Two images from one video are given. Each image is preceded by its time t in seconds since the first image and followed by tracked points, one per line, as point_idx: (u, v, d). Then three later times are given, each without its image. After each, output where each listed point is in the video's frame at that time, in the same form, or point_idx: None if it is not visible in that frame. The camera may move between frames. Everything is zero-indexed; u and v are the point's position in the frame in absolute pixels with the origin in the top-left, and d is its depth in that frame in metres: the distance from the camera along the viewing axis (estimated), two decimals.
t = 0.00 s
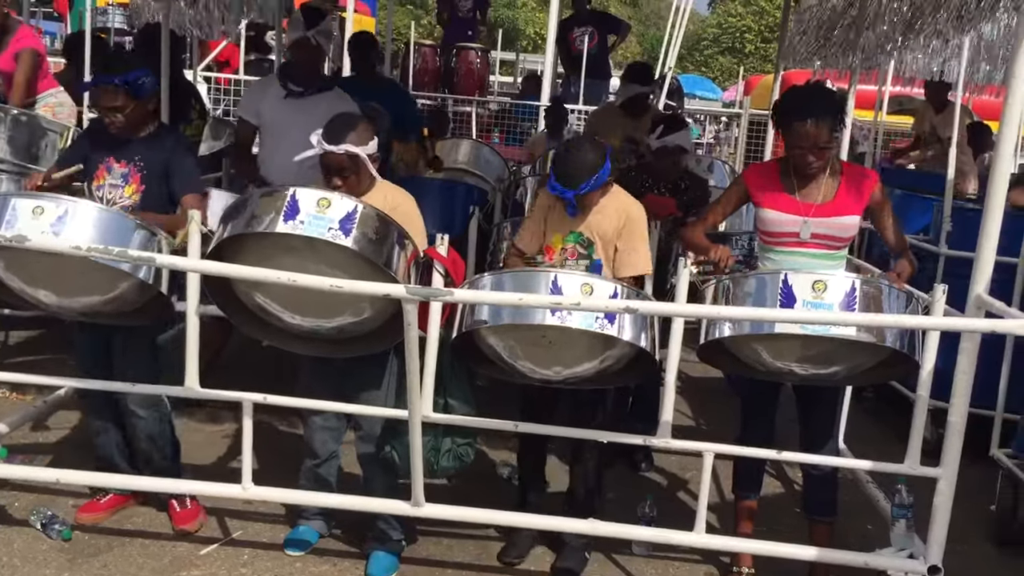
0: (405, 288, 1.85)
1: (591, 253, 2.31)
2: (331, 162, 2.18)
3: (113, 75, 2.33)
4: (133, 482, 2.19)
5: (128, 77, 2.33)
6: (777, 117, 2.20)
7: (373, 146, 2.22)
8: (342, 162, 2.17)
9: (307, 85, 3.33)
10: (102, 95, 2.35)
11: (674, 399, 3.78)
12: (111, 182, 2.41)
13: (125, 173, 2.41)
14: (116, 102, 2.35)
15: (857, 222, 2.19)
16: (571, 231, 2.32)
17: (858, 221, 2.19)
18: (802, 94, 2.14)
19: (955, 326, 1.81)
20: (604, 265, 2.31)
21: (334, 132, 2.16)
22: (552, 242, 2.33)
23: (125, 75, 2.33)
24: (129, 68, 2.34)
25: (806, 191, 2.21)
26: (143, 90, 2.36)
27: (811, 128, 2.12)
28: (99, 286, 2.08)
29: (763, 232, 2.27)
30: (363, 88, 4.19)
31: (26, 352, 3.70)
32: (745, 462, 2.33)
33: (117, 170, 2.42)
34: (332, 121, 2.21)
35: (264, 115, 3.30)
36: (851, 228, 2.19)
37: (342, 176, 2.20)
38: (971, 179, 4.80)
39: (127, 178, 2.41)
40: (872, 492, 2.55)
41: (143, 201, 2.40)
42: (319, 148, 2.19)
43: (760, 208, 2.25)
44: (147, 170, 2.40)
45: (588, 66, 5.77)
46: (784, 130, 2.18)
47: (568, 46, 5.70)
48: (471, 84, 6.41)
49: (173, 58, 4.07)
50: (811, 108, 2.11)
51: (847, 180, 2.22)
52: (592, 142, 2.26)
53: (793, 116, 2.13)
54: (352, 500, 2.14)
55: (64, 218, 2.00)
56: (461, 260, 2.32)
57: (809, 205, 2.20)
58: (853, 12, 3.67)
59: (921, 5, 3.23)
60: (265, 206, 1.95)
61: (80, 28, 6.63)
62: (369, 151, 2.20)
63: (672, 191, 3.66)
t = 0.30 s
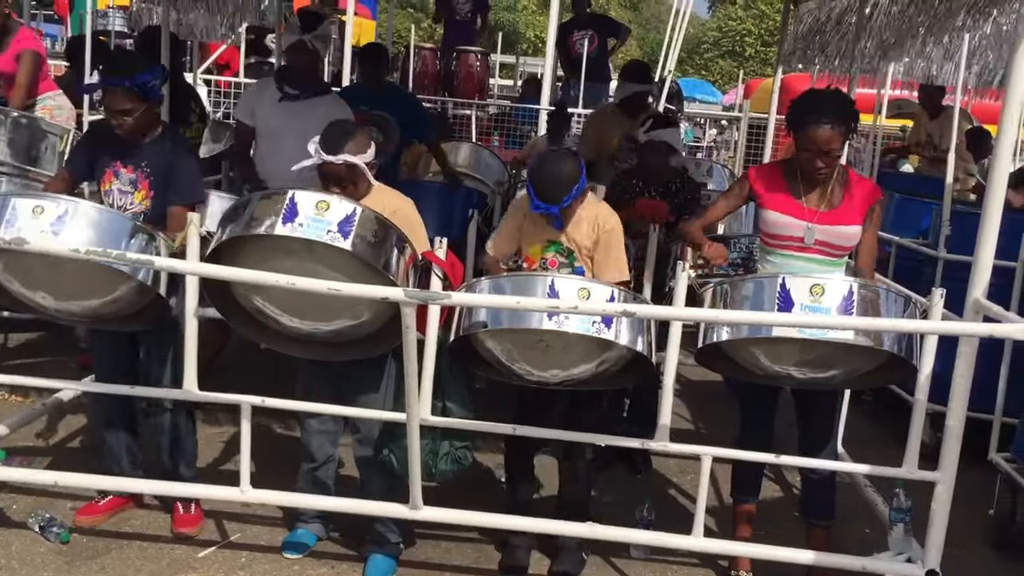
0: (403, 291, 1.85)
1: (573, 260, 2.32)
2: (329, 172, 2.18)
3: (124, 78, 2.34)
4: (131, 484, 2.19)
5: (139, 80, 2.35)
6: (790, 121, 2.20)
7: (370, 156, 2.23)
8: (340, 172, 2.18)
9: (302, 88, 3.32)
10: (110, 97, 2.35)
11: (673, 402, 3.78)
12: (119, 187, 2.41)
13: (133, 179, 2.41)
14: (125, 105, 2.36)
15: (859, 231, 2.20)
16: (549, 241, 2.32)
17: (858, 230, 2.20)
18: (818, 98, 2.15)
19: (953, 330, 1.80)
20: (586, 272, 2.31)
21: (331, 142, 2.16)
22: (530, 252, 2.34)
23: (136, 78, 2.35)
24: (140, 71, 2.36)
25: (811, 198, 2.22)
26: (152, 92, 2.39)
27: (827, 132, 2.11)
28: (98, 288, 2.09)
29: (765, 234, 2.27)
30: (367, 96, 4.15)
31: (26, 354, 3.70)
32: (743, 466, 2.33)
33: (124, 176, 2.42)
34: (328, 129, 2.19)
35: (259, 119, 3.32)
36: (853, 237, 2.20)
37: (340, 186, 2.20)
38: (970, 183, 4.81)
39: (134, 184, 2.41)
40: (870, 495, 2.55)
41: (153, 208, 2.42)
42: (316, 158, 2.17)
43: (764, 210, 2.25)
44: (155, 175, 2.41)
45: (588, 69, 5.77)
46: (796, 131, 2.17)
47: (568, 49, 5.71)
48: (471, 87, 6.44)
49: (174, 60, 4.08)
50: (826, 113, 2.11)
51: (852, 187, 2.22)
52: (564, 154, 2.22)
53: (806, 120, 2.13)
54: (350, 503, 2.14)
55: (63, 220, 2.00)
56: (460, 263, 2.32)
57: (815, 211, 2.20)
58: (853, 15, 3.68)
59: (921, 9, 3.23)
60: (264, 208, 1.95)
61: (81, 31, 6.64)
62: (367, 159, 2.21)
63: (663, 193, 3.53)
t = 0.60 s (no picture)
0: (398, 292, 1.85)
1: (572, 250, 2.32)
2: (330, 169, 2.18)
3: (135, 85, 2.33)
4: (126, 484, 2.19)
5: (150, 87, 2.34)
6: (785, 122, 2.20)
7: (370, 154, 2.22)
8: (341, 170, 2.18)
9: (277, 85, 3.34)
10: (120, 104, 2.35)
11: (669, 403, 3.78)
12: (136, 191, 2.43)
13: (149, 181, 2.43)
14: (135, 111, 2.35)
15: (850, 228, 2.20)
16: (541, 235, 2.33)
17: (850, 227, 2.20)
18: (816, 101, 2.14)
19: (948, 332, 1.81)
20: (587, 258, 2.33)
21: (332, 140, 2.16)
22: (528, 251, 2.33)
23: (146, 85, 2.34)
24: (150, 77, 2.35)
25: (802, 199, 2.21)
26: (162, 97, 2.38)
27: (820, 135, 2.12)
28: (93, 289, 2.08)
29: (757, 237, 2.27)
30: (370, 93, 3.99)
31: (22, 354, 3.70)
32: (738, 467, 2.34)
33: (139, 179, 2.44)
34: (326, 127, 2.20)
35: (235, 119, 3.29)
36: (845, 234, 2.20)
37: (340, 183, 2.20)
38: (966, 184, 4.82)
39: (151, 185, 2.43)
40: (865, 497, 2.55)
41: (171, 206, 2.43)
42: (316, 155, 2.17)
43: (755, 213, 2.25)
44: (171, 175, 2.43)
45: (586, 70, 5.77)
46: (790, 131, 2.16)
47: (566, 50, 5.72)
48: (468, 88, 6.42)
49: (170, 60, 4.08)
50: (824, 116, 2.11)
51: (842, 187, 2.22)
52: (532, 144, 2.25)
53: (799, 123, 2.13)
54: (345, 504, 2.13)
55: (58, 221, 1.99)
56: (455, 263, 2.32)
57: (805, 211, 2.20)
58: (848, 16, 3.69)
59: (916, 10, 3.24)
60: (259, 209, 1.95)
61: (79, 31, 6.64)
62: (367, 157, 2.21)
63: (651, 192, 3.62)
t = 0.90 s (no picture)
0: (391, 291, 1.85)
1: (579, 251, 2.33)
2: (319, 168, 2.17)
3: (104, 74, 2.34)
4: (117, 484, 2.18)
5: (120, 75, 2.35)
6: (772, 123, 2.20)
7: (358, 154, 2.23)
8: (330, 169, 2.17)
9: (254, 82, 3.35)
10: (95, 93, 2.36)
11: (663, 403, 3.78)
12: (107, 184, 2.42)
13: (120, 174, 2.42)
14: (109, 100, 2.36)
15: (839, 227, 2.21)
16: (553, 231, 2.33)
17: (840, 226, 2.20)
18: (804, 102, 2.14)
19: (941, 331, 1.81)
20: (591, 263, 2.34)
21: (322, 139, 2.15)
22: (535, 245, 2.33)
23: (116, 73, 2.35)
24: (123, 67, 2.34)
25: (790, 200, 2.22)
26: (135, 86, 2.38)
27: (806, 138, 2.13)
28: (84, 288, 2.08)
29: (747, 241, 2.28)
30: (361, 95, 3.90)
31: (15, 354, 3.69)
32: (731, 467, 2.34)
33: (112, 171, 2.42)
34: (316, 125, 2.19)
35: (217, 120, 3.37)
36: (835, 233, 2.21)
37: (329, 182, 2.19)
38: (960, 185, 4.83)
39: (123, 179, 2.42)
40: (858, 497, 2.56)
41: (140, 201, 2.42)
42: (306, 154, 2.16)
43: (744, 218, 2.25)
44: (143, 170, 2.42)
45: (580, 70, 5.78)
46: (776, 136, 2.18)
47: (560, 50, 5.72)
48: (462, 88, 6.44)
49: (164, 59, 4.07)
50: (812, 119, 2.11)
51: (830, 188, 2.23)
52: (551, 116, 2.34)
53: (786, 126, 2.13)
54: (338, 504, 2.13)
55: (49, 221, 1.99)
56: (448, 262, 2.32)
57: (793, 213, 2.21)
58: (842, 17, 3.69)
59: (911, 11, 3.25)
60: (252, 209, 1.94)
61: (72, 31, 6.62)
62: (356, 157, 2.21)
63: (646, 198, 3.68)
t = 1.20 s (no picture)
0: (381, 293, 1.84)
1: (570, 250, 2.32)
2: (307, 174, 2.17)
3: (91, 87, 2.32)
4: (106, 488, 2.17)
5: (107, 89, 2.32)
6: (766, 123, 2.21)
7: (349, 156, 2.22)
8: (318, 175, 2.17)
9: (243, 83, 3.35)
10: (81, 106, 2.34)
11: (653, 404, 3.79)
12: (84, 197, 2.40)
13: (97, 188, 2.39)
14: (96, 114, 2.34)
15: (832, 229, 2.22)
16: (544, 230, 2.32)
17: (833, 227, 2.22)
18: (798, 102, 2.14)
19: (930, 332, 1.81)
20: (581, 263, 2.33)
21: (310, 144, 2.16)
22: (528, 241, 2.32)
23: (104, 87, 2.33)
24: (109, 81, 2.33)
25: (783, 200, 2.23)
26: (123, 101, 2.36)
27: (801, 138, 2.13)
28: (72, 291, 2.06)
29: (739, 240, 2.27)
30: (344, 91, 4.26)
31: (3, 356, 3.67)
32: (721, 467, 2.34)
33: (91, 185, 2.40)
34: (306, 130, 2.19)
35: (207, 124, 3.34)
36: (827, 235, 2.22)
37: (317, 187, 2.19)
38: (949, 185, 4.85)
39: (100, 193, 2.39)
40: (849, 497, 2.56)
41: (114, 217, 2.39)
42: (294, 159, 2.17)
43: (736, 218, 2.25)
44: (120, 185, 2.39)
45: (570, 71, 5.78)
46: (770, 135, 2.18)
47: (550, 51, 5.72)
48: (452, 89, 6.39)
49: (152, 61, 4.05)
50: (806, 119, 2.12)
51: (821, 192, 2.24)
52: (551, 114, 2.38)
53: (781, 125, 2.13)
54: (328, 507, 2.12)
55: (36, 224, 1.97)
56: (438, 264, 2.32)
57: (788, 214, 2.21)
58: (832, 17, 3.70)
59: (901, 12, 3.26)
60: (240, 211, 1.93)
61: (60, 31, 6.59)
62: (345, 162, 2.20)
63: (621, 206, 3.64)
